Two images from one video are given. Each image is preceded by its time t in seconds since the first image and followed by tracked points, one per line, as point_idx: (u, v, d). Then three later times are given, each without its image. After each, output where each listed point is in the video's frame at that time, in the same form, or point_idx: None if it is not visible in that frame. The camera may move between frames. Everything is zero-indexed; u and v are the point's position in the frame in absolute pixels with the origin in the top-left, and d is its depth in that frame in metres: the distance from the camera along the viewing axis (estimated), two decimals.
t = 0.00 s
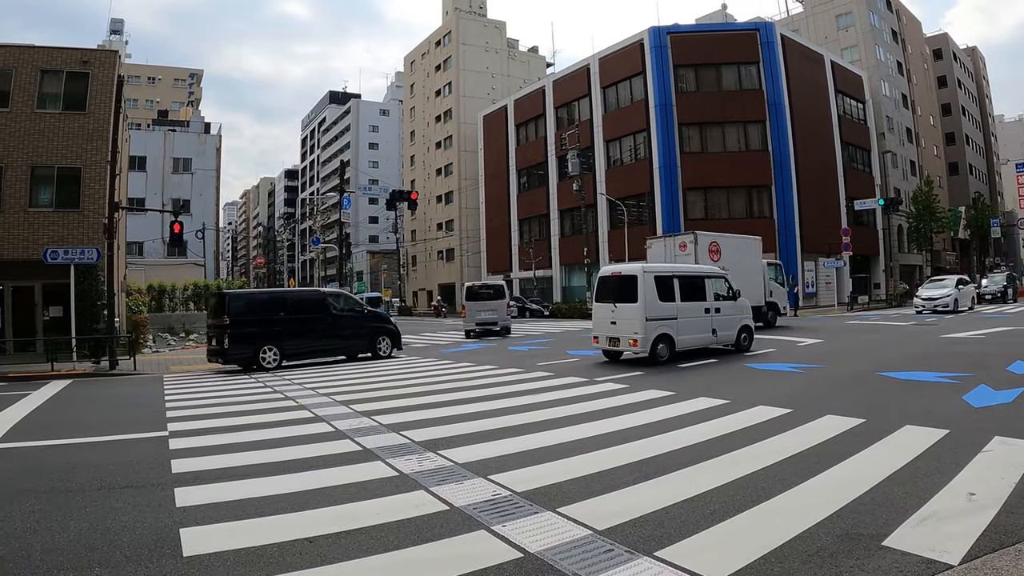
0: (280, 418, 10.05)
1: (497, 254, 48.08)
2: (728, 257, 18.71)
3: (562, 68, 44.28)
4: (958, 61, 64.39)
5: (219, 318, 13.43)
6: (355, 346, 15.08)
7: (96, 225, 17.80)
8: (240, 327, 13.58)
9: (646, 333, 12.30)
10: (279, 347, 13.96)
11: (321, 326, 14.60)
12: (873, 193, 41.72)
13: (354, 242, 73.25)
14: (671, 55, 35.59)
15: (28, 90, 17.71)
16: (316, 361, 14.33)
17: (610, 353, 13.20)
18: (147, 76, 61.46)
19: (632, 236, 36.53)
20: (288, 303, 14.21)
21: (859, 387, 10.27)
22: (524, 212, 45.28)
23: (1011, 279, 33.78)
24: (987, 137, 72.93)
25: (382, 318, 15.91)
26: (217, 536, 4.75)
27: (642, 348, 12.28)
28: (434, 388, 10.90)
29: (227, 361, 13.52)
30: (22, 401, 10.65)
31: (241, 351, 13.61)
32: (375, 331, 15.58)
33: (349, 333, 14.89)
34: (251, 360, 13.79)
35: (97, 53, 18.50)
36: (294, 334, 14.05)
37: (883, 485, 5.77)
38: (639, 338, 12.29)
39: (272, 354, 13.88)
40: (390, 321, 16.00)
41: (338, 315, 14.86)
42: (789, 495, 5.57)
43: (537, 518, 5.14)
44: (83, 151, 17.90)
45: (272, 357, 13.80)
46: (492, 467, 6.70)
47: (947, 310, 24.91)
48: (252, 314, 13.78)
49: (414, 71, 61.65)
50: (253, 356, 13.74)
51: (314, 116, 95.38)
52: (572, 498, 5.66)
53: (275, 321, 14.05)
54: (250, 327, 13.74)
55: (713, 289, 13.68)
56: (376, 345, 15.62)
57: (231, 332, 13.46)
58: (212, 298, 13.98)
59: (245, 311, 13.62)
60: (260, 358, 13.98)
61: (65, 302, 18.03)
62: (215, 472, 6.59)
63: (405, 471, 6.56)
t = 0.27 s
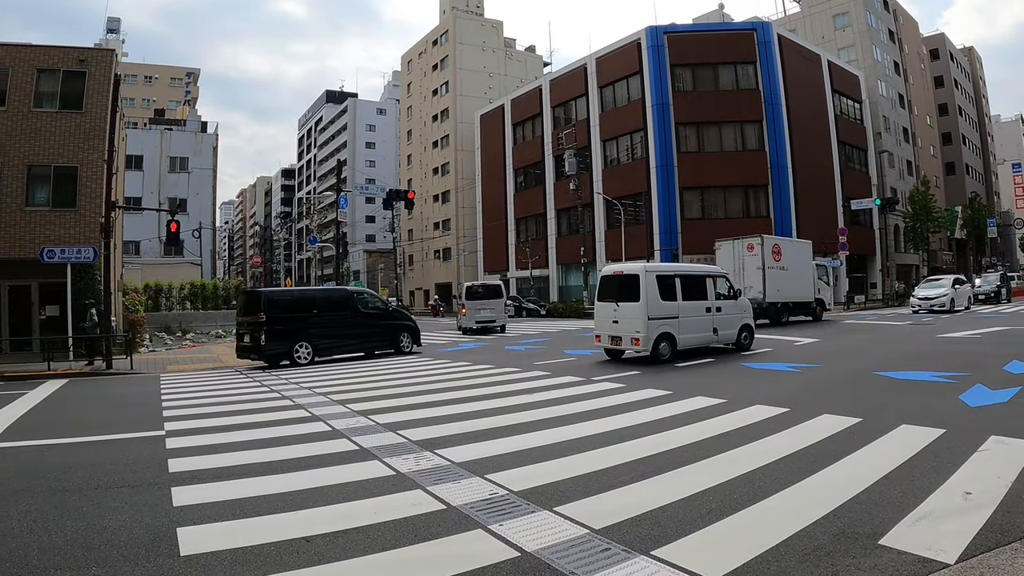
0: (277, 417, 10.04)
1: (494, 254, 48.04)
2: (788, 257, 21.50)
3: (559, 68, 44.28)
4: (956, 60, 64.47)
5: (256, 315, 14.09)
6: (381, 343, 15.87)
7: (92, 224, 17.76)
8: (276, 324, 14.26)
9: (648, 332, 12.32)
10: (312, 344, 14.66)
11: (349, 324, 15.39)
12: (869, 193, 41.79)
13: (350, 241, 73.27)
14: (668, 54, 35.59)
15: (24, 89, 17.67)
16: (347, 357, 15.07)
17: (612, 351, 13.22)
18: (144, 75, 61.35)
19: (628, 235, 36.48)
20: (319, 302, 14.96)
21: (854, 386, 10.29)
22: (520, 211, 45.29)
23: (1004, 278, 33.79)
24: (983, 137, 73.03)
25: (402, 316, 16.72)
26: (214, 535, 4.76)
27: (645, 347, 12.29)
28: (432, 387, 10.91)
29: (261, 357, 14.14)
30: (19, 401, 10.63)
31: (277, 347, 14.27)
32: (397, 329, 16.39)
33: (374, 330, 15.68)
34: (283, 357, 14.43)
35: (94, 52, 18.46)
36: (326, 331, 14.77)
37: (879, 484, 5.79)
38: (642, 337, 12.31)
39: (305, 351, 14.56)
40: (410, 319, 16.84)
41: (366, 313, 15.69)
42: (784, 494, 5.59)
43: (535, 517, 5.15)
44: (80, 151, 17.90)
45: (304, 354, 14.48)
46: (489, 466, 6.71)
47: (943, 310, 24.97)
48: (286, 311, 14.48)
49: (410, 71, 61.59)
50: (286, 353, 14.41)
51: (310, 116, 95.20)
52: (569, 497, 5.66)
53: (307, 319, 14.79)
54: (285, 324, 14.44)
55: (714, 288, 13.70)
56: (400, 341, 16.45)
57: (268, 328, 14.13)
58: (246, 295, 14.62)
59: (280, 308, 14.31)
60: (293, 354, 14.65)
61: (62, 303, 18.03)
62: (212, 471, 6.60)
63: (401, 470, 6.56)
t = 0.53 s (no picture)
0: (274, 416, 10.02)
1: (491, 253, 48.02)
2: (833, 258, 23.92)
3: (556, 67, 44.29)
4: (952, 61, 64.62)
5: (289, 312, 14.64)
6: (403, 339, 16.76)
7: (89, 223, 17.74)
8: (310, 322, 14.90)
9: (649, 331, 12.33)
10: (342, 341, 15.37)
11: (373, 321, 16.19)
12: (866, 193, 41.85)
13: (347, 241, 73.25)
14: (665, 54, 35.61)
15: (21, 88, 17.63)
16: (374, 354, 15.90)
17: (612, 351, 13.23)
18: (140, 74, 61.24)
19: (626, 235, 36.49)
20: (348, 300, 15.69)
21: (851, 386, 10.32)
22: (517, 211, 45.28)
23: (998, 278, 33.86)
24: (980, 137, 73.17)
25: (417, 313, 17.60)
26: (210, 534, 4.76)
27: (645, 346, 12.30)
28: (429, 386, 10.92)
29: (292, 353, 14.75)
30: (14, 400, 10.59)
31: (310, 344, 14.92)
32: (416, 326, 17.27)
33: (397, 327, 16.53)
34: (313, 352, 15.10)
35: (91, 51, 18.46)
36: (356, 329, 15.51)
37: (875, 483, 5.80)
38: (642, 336, 12.32)
39: (334, 348, 15.25)
40: (426, 317, 17.75)
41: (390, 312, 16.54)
42: (782, 493, 5.59)
43: (532, 517, 5.16)
44: (76, 150, 17.87)
45: (334, 351, 15.17)
46: (486, 465, 6.71)
47: (940, 309, 25.02)
48: (318, 310, 15.12)
49: (408, 70, 61.55)
50: (316, 350, 15.08)
51: (308, 114, 95.04)
52: (566, 496, 5.66)
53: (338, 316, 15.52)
54: (318, 321, 15.10)
55: (713, 288, 13.71)
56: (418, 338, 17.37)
57: (302, 326, 14.74)
58: (277, 291, 15.12)
59: (313, 306, 14.95)
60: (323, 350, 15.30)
61: (58, 302, 18.02)
62: (209, 470, 6.60)
63: (399, 469, 6.56)
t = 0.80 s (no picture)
0: (271, 416, 10.01)
1: (488, 253, 48.01)
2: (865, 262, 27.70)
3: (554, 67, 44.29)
4: (949, 61, 64.68)
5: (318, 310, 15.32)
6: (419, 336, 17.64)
7: (86, 223, 17.74)
8: (339, 319, 15.62)
9: (648, 330, 12.33)
10: (366, 337, 16.11)
11: (392, 319, 16.97)
12: (864, 193, 41.89)
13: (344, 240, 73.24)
14: (662, 54, 35.63)
15: (17, 87, 17.58)
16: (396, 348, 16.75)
17: (611, 350, 13.25)
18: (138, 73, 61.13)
19: (623, 234, 36.50)
20: (371, 299, 16.53)
21: (848, 386, 10.34)
22: (515, 210, 45.27)
23: (993, 278, 33.96)
24: (977, 138, 73.27)
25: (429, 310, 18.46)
26: (207, 534, 4.76)
27: (645, 345, 12.30)
28: (427, 386, 10.92)
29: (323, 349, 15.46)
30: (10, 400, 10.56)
31: (339, 340, 15.64)
32: (429, 323, 18.21)
33: (413, 324, 17.41)
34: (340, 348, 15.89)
35: (88, 50, 18.46)
36: (379, 326, 16.25)
37: (872, 483, 5.81)
38: (642, 335, 12.32)
39: (360, 344, 16.04)
40: (437, 315, 18.68)
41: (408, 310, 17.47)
42: (778, 493, 5.61)
43: (528, 516, 5.16)
44: (73, 149, 17.84)
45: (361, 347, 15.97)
46: (484, 465, 6.71)
47: (936, 309, 25.07)
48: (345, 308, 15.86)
49: (405, 69, 61.51)
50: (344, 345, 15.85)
51: (305, 114, 94.93)
52: (564, 496, 5.66)
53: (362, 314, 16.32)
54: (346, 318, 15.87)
55: (713, 287, 13.71)
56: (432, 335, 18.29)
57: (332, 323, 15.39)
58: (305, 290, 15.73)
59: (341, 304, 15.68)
60: (349, 346, 15.97)
61: (54, 301, 17.97)
62: (207, 470, 6.61)
63: (397, 469, 6.56)
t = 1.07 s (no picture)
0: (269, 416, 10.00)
1: (486, 252, 47.99)
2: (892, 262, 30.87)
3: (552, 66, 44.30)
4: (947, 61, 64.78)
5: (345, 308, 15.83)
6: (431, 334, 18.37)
7: (83, 222, 17.72)
8: (364, 317, 16.18)
9: (647, 329, 12.33)
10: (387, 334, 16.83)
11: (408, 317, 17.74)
12: (861, 193, 41.95)
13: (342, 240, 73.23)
14: (660, 53, 35.65)
15: (15, 86, 17.55)
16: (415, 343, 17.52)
17: (610, 350, 13.26)
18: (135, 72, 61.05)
19: (621, 234, 36.50)
20: (389, 299, 17.16)
21: (846, 385, 10.35)
22: (512, 210, 45.25)
23: (989, 277, 34.04)
24: (974, 138, 73.39)
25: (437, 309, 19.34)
26: (206, 534, 4.75)
27: (643, 345, 12.30)
28: (426, 385, 10.92)
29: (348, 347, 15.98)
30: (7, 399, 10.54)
31: (363, 337, 16.22)
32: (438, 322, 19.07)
33: (426, 323, 18.23)
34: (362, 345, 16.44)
35: (86, 49, 18.43)
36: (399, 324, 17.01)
37: (869, 483, 5.82)
38: (641, 335, 12.32)
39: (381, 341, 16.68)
40: (445, 313, 19.48)
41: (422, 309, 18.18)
42: (776, 492, 5.62)
43: (526, 516, 5.16)
44: (70, 148, 17.81)
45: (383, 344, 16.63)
46: (482, 465, 6.71)
47: (934, 309, 25.11)
48: (368, 306, 16.41)
49: (403, 68, 61.48)
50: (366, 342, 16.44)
51: (303, 113, 94.82)
52: (562, 496, 5.66)
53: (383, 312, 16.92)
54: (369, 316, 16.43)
55: (711, 287, 13.72)
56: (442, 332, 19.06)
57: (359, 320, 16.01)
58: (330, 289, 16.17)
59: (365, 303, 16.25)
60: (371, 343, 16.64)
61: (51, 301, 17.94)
62: (205, 469, 6.60)
63: (395, 469, 6.56)
